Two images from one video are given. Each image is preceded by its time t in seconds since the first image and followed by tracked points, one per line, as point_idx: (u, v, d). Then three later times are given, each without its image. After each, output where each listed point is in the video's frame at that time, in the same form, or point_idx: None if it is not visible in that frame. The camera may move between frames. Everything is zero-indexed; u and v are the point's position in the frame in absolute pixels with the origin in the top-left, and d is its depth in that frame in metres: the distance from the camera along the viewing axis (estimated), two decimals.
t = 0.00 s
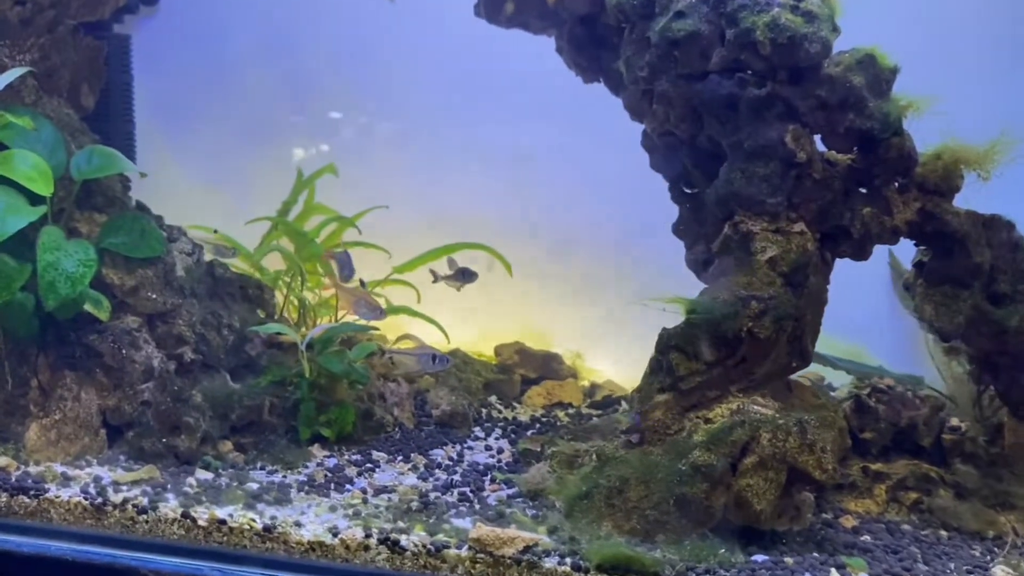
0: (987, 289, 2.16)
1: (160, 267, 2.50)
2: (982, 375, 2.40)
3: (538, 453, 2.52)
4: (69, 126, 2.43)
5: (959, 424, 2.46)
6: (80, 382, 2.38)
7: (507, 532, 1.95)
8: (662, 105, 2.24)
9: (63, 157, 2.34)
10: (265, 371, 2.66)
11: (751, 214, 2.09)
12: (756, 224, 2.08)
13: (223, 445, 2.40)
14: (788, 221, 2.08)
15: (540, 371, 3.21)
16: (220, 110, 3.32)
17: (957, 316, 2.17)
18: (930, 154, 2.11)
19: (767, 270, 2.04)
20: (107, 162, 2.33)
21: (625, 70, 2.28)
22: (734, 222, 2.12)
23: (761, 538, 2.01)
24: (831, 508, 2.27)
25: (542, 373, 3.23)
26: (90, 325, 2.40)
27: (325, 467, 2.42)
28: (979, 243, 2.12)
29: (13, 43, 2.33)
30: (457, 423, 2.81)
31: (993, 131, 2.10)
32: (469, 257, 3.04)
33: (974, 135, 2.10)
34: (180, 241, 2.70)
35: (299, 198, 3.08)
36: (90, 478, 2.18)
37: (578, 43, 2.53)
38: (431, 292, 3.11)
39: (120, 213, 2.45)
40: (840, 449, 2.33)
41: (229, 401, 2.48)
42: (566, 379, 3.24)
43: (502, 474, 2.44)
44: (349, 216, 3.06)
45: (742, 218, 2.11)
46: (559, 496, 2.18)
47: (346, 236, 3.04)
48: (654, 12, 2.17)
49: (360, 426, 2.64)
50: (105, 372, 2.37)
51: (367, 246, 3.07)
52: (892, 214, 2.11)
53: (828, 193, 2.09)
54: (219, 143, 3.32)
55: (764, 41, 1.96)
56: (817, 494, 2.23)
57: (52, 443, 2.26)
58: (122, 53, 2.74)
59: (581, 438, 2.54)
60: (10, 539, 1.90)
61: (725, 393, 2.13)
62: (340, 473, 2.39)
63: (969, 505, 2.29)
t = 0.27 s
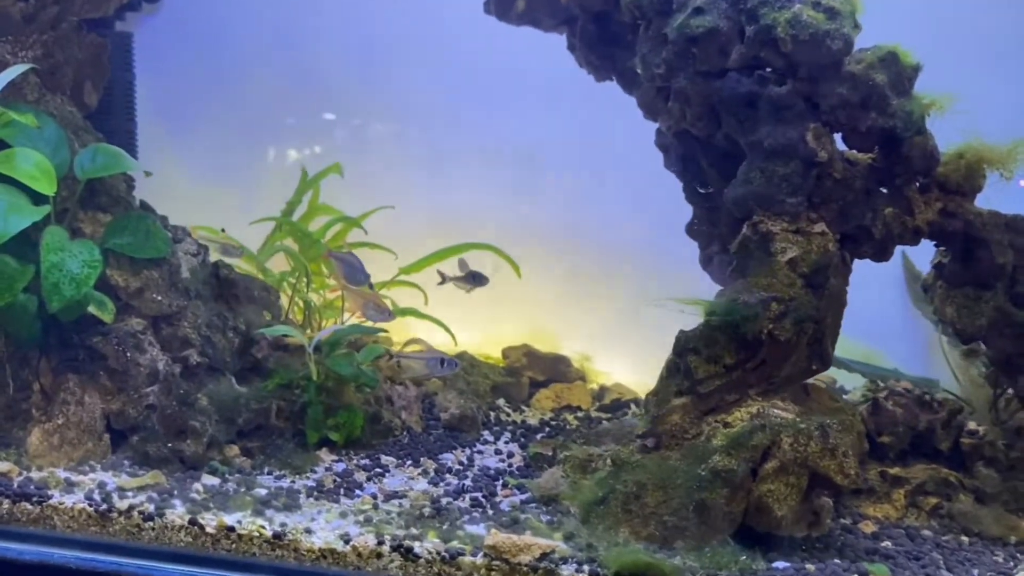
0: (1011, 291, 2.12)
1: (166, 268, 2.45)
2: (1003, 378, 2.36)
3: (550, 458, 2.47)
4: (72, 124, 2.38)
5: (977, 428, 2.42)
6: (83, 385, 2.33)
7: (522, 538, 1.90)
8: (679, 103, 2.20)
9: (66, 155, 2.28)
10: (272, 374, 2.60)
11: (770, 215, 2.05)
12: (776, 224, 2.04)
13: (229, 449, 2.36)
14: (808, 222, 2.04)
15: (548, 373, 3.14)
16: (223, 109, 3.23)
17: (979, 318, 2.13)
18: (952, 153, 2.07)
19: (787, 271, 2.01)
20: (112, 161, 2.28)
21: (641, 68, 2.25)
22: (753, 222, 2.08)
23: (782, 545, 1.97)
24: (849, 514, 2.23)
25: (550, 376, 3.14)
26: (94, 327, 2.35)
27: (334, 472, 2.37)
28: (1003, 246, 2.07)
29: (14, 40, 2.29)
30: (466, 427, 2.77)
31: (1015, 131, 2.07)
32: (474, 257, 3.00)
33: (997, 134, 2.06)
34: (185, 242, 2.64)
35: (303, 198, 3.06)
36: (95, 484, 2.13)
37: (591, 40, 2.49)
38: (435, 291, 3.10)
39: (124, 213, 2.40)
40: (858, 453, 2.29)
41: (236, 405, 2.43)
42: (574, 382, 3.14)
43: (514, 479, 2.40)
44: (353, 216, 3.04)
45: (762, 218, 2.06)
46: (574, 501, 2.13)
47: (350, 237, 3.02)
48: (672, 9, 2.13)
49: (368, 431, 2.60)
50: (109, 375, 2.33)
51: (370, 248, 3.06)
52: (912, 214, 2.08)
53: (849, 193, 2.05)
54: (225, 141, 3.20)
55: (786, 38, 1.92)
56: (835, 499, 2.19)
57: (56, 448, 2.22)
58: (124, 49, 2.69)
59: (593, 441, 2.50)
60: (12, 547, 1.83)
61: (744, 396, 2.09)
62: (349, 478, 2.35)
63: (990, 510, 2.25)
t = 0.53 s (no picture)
0: None
1: (177, 273, 2.41)
2: None
3: (567, 465, 2.44)
4: (82, 127, 2.35)
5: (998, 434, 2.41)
6: (94, 392, 2.29)
7: (545, 549, 1.85)
8: (701, 107, 2.17)
9: (77, 158, 2.24)
10: (285, 381, 2.55)
11: (794, 219, 2.03)
12: (800, 229, 2.02)
13: (242, 457, 2.32)
14: (832, 226, 2.02)
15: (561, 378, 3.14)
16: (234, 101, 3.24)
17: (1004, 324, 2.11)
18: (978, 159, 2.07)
19: (812, 277, 1.97)
20: (124, 164, 2.25)
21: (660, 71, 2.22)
22: (776, 227, 2.05)
23: (808, 554, 1.94)
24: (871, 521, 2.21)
25: (563, 380, 3.16)
26: (105, 333, 2.31)
27: (349, 480, 2.34)
28: None
29: (25, 41, 2.24)
30: (480, 434, 2.73)
31: None
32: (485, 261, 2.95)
33: None
34: (197, 246, 2.61)
35: (312, 202, 3.02)
36: (107, 493, 2.09)
37: (608, 43, 2.46)
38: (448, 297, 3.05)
39: (135, 217, 2.36)
40: (881, 460, 2.27)
41: (249, 412, 2.40)
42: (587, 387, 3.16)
43: (531, 487, 2.36)
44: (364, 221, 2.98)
45: (785, 223, 2.04)
46: (594, 510, 2.10)
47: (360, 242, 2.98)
48: (693, 11, 2.10)
49: (382, 438, 2.57)
50: (120, 382, 2.29)
51: (382, 253, 3.02)
52: (937, 218, 2.09)
53: (874, 197, 2.02)
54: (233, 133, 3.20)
55: (811, 40, 1.88)
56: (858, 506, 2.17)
57: (66, 456, 2.18)
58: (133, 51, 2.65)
59: (610, 449, 2.47)
60: (23, 559, 1.78)
61: (767, 403, 2.07)
62: (365, 486, 2.31)
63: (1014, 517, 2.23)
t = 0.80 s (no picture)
0: None
1: (193, 281, 2.39)
2: None
3: (586, 475, 2.42)
4: (97, 133, 2.32)
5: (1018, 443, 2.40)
6: (109, 401, 2.26)
7: (571, 560, 1.79)
8: (723, 114, 2.16)
9: (93, 166, 2.22)
10: (301, 390, 2.53)
11: (818, 228, 2.02)
12: (825, 237, 2.00)
13: (259, 467, 2.29)
14: (857, 234, 2.01)
15: (575, 385, 3.12)
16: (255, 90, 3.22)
17: None
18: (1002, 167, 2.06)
19: (837, 286, 1.96)
20: (141, 172, 2.22)
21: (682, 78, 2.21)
22: (800, 236, 2.04)
23: (834, 565, 1.92)
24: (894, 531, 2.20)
25: (576, 389, 3.10)
26: (120, 342, 2.28)
27: (367, 490, 2.32)
28: None
29: (41, 47, 2.24)
30: (494, 442, 2.71)
31: None
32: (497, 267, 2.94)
33: None
34: (212, 254, 2.59)
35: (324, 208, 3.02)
36: (124, 504, 2.06)
37: (627, 50, 2.45)
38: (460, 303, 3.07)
39: (151, 224, 2.34)
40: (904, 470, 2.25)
41: (265, 421, 2.37)
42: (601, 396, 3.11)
43: (551, 497, 2.34)
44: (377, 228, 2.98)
45: (810, 232, 2.03)
46: (616, 521, 2.08)
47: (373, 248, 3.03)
48: (718, 18, 2.09)
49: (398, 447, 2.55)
50: (137, 391, 2.26)
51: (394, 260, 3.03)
52: (964, 227, 2.06)
53: (899, 206, 2.02)
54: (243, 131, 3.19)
55: (838, 48, 1.86)
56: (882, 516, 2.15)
57: (82, 467, 2.15)
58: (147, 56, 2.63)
59: (629, 458, 2.45)
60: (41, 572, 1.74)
61: (792, 413, 2.05)
62: (383, 497, 2.29)
63: None
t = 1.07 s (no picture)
0: None
1: (207, 286, 2.36)
2: None
3: (604, 482, 2.39)
4: (110, 136, 2.29)
5: None
6: (123, 407, 2.23)
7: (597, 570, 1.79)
8: (747, 117, 2.14)
9: (107, 169, 2.19)
10: (315, 395, 2.50)
11: (844, 232, 2.00)
12: (851, 241, 1.98)
13: (274, 473, 2.26)
14: (884, 239, 1.99)
15: (588, 391, 3.08)
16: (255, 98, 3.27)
17: None
18: None
19: (864, 290, 1.93)
20: (155, 174, 2.19)
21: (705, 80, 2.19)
22: (826, 239, 2.02)
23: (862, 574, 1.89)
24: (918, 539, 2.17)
25: (589, 394, 3.10)
26: (134, 347, 2.25)
27: (384, 497, 2.29)
28: None
29: (54, 48, 2.21)
30: (509, 448, 2.68)
31: None
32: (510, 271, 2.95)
33: None
34: (226, 258, 2.56)
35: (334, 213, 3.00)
36: (139, 513, 2.02)
37: (647, 52, 2.43)
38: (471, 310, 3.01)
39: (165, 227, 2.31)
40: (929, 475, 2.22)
41: (280, 427, 2.34)
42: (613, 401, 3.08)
43: (570, 504, 2.31)
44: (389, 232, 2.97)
45: (836, 235, 2.01)
46: (639, 528, 2.05)
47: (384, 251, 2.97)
48: (742, 20, 2.07)
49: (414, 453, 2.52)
50: (150, 397, 2.23)
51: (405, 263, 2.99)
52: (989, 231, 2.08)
53: (925, 210, 2.00)
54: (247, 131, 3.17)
55: (865, 51, 1.82)
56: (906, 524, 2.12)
57: (95, 474, 2.12)
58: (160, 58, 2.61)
59: (648, 464, 2.42)
60: None
61: (817, 419, 2.03)
62: (401, 504, 2.26)
63: None
